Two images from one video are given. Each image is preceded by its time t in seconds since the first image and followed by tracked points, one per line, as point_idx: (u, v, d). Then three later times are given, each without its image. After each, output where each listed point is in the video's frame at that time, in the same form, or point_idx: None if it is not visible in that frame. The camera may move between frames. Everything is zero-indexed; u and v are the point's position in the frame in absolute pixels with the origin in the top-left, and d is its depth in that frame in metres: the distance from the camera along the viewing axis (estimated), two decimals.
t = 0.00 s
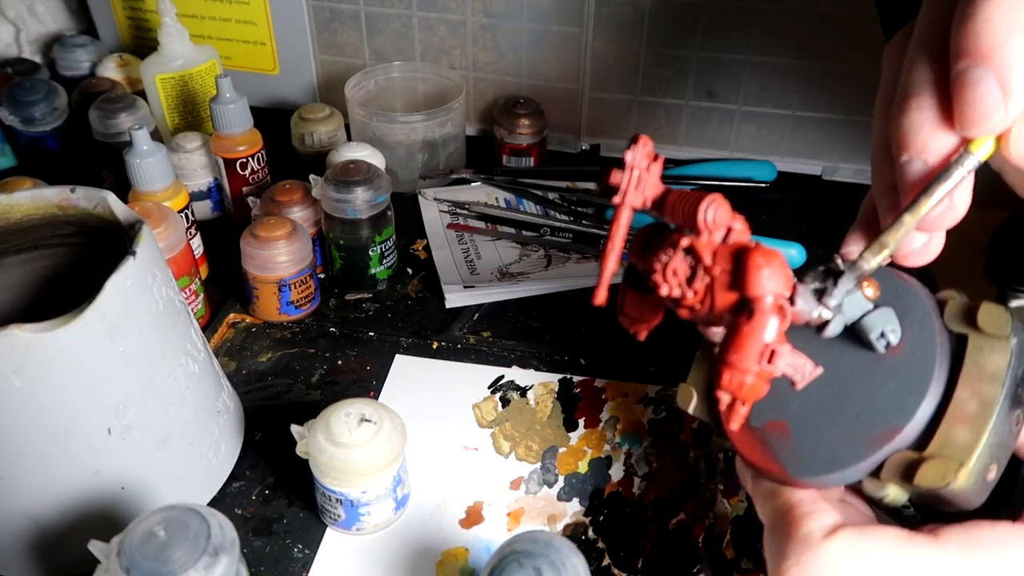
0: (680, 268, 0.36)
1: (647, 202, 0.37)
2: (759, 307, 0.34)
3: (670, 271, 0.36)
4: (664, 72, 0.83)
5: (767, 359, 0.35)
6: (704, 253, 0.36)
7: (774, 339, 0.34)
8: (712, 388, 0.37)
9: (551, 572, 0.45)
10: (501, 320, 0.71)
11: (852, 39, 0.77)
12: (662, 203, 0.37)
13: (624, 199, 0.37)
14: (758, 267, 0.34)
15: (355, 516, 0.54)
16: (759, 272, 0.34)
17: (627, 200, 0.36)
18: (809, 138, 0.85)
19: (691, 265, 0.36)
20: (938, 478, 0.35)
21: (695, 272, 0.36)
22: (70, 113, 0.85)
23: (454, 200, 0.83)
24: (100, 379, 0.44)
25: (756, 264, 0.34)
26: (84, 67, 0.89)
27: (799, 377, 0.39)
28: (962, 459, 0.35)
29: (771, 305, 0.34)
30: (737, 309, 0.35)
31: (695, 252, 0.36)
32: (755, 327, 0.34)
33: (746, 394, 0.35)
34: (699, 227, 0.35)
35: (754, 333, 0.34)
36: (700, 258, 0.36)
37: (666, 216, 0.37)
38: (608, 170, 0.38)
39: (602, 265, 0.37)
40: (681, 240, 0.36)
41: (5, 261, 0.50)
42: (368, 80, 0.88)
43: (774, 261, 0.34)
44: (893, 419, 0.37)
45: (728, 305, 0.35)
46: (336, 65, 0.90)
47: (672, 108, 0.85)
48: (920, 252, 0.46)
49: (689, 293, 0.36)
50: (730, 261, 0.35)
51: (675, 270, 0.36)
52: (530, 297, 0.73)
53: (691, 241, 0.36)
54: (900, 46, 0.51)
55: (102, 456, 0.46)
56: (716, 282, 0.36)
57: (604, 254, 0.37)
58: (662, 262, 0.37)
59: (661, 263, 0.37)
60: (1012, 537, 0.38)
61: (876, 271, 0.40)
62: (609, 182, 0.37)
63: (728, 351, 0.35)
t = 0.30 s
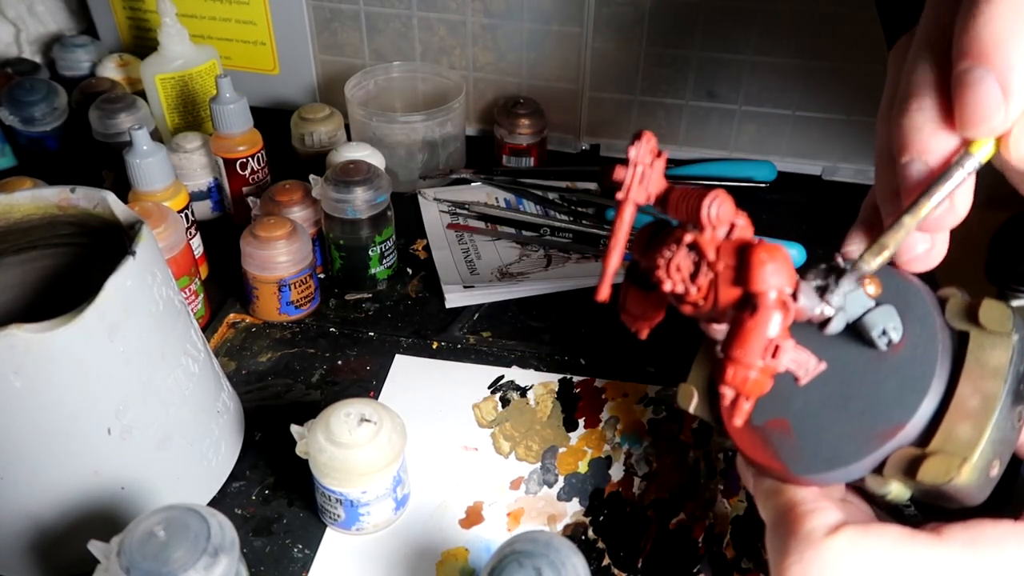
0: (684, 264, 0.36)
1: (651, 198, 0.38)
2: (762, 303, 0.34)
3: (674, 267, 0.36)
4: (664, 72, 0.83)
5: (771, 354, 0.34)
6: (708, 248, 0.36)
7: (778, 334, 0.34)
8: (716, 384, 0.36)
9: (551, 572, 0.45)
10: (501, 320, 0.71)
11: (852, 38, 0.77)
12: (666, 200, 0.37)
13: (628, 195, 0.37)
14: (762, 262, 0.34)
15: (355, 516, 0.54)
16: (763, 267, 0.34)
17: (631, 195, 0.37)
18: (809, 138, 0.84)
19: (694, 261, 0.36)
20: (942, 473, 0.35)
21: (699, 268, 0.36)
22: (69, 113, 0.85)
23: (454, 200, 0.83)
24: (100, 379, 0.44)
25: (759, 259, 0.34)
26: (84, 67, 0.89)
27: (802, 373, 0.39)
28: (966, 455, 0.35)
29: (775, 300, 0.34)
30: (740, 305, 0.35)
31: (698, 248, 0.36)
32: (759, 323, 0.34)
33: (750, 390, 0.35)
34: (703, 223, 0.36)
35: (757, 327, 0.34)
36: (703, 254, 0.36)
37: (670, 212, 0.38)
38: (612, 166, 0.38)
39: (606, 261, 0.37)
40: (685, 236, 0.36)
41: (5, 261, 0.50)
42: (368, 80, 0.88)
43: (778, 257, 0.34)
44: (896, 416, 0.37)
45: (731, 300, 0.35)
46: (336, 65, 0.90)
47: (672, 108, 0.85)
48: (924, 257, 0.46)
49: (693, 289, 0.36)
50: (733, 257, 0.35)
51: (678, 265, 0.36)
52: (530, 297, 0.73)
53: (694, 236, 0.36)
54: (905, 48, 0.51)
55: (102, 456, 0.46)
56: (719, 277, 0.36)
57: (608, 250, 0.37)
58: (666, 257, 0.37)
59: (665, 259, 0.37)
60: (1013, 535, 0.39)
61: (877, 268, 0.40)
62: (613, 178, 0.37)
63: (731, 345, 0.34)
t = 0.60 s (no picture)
0: (686, 265, 0.36)
1: (653, 197, 0.37)
2: (766, 303, 0.34)
3: (676, 267, 0.36)
4: (664, 72, 0.83)
5: (774, 355, 0.35)
6: (710, 249, 0.36)
7: (781, 336, 0.34)
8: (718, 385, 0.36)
9: (551, 573, 0.45)
10: (501, 320, 0.71)
11: (851, 38, 0.77)
12: (669, 200, 0.37)
13: (631, 195, 0.36)
14: (766, 263, 0.34)
15: (355, 516, 0.54)
16: (767, 268, 0.34)
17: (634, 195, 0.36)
18: (809, 138, 0.84)
19: (697, 261, 0.36)
20: (944, 475, 0.35)
21: (701, 268, 0.36)
22: (69, 113, 0.85)
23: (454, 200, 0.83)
24: (100, 379, 0.44)
25: (762, 260, 0.34)
26: (84, 67, 0.88)
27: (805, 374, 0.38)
28: (968, 457, 0.35)
29: (778, 301, 0.34)
30: (743, 305, 0.35)
31: (700, 248, 0.36)
32: (763, 324, 0.34)
33: (753, 390, 0.35)
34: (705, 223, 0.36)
35: (761, 328, 0.34)
36: (705, 254, 0.36)
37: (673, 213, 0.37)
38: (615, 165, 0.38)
39: (608, 260, 0.37)
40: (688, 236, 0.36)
41: (5, 261, 0.50)
42: (368, 80, 0.88)
43: (781, 258, 0.34)
44: (898, 417, 0.37)
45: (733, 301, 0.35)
46: (335, 65, 0.90)
47: (672, 108, 0.85)
48: (927, 256, 0.47)
49: (695, 289, 0.36)
50: (737, 257, 0.35)
51: (681, 265, 0.36)
52: (530, 296, 0.73)
53: (697, 237, 0.36)
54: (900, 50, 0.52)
55: (102, 456, 0.46)
56: (722, 278, 0.36)
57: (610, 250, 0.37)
58: (669, 258, 0.37)
59: (667, 259, 0.37)
60: (1016, 534, 0.38)
61: (881, 268, 0.40)
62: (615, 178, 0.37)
63: (734, 347, 0.34)
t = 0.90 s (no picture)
0: (690, 263, 0.36)
1: (659, 194, 0.37)
2: (770, 302, 0.34)
3: (682, 265, 0.36)
4: (664, 72, 0.83)
5: (778, 354, 0.34)
6: (716, 247, 0.36)
7: (786, 335, 0.34)
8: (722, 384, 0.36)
9: (551, 573, 0.45)
10: (501, 320, 0.71)
11: (851, 38, 0.77)
12: (675, 196, 0.38)
13: (637, 191, 0.37)
14: (771, 262, 0.34)
15: (355, 516, 0.54)
16: (772, 267, 0.34)
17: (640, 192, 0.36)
18: (809, 138, 0.85)
19: (702, 260, 0.36)
20: (947, 475, 0.35)
21: (706, 266, 0.36)
22: (69, 113, 0.85)
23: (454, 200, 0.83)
24: (100, 379, 0.44)
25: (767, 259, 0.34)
26: (84, 67, 0.88)
27: (809, 373, 0.38)
28: (971, 457, 0.35)
29: (783, 300, 0.34)
30: (747, 305, 0.35)
31: (706, 247, 0.36)
32: (767, 323, 0.34)
33: (757, 389, 0.35)
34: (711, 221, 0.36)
35: (765, 327, 0.34)
36: (710, 253, 0.36)
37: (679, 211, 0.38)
38: (620, 162, 0.38)
39: (613, 257, 0.37)
40: (694, 235, 0.36)
41: (5, 261, 0.50)
42: (368, 80, 0.88)
43: (787, 257, 0.34)
44: (901, 417, 0.37)
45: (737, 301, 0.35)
46: (336, 65, 0.90)
47: (672, 108, 0.85)
48: (925, 256, 0.47)
49: (700, 288, 0.36)
50: (741, 256, 0.35)
51: (686, 263, 0.36)
52: (530, 297, 0.73)
53: (702, 235, 0.36)
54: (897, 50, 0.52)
55: (102, 456, 0.46)
56: (726, 277, 0.35)
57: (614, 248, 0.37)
58: (673, 256, 0.37)
59: (672, 258, 0.37)
60: (1017, 533, 0.38)
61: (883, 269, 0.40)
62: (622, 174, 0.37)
63: (739, 345, 0.34)
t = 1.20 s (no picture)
0: (692, 260, 0.36)
1: (661, 192, 0.37)
2: (772, 300, 0.34)
3: (684, 262, 0.36)
4: (664, 72, 0.83)
5: (780, 352, 0.34)
6: (717, 245, 0.36)
7: (788, 332, 0.34)
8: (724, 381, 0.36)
9: (551, 572, 0.45)
10: (501, 320, 0.71)
11: (851, 38, 0.77)
12: (677, 194, 0.37)
13: (638, 190, 0.36)
14: (772, 259, 0.34)
15: (355, 516, 0.54)
16: (773, 264, 0.34)
17: (642, 189, 0.36)
18: (808, 138, 0.85)
19: (703, 257, 0.36)
20: (948, 473, 0.35)
21: (708, 263, 0.36)
22: (69, 113, 0.85)
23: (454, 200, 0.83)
24: (100, 379, 0.44)
25: (769, 256, 0.34)
26: (84, 67, 0.88)
27: (811, 372, 0.38)
28: (971, 456, 0.35)
29: (784, 297, 0.34)
30: (748, 302, 0.35)
31: (707, 245, 0.36)
32: (769, 320, 0.34)
33: (758, 387, 0.34)
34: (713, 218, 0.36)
35: (767, 324, 0.34)
36: (712, 250, 0.36)
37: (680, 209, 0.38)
38: (622, 159, 0.38)
39: (614, 254, 0.36)
40: (695, 232, 0.36)
41: (5, 261, 0.50)
42: (368, 80, 0.87)
43: (788, 254, 0.34)
44: (903, 416, 0.37)
45: (738, 298, 0.35)
46: (335, 65, 0.90)
47: (672, 108, 0.85)
48: (927, 251, 0.47)
49: (701, 285, 0.36)
50: (744, 253, 0.35)
51: (687, 260, 0.36)
52: (530, 297, 0.73)
53: (704, 232, 0.36)
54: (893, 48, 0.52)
55: (102, 456, 0.46)
56: (727, 274, 0.36)
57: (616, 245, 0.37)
58: (675, 254, 0.37)
59: (674, 255, 0.37)
60: (1019, 532, 0.38)
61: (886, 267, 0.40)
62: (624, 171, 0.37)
63: (740, 343, 0.34)
